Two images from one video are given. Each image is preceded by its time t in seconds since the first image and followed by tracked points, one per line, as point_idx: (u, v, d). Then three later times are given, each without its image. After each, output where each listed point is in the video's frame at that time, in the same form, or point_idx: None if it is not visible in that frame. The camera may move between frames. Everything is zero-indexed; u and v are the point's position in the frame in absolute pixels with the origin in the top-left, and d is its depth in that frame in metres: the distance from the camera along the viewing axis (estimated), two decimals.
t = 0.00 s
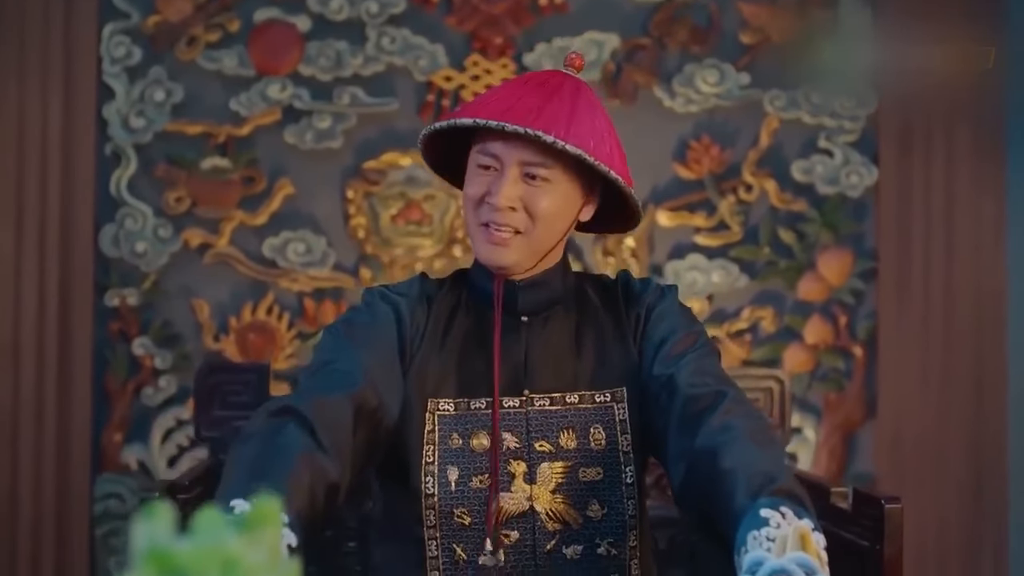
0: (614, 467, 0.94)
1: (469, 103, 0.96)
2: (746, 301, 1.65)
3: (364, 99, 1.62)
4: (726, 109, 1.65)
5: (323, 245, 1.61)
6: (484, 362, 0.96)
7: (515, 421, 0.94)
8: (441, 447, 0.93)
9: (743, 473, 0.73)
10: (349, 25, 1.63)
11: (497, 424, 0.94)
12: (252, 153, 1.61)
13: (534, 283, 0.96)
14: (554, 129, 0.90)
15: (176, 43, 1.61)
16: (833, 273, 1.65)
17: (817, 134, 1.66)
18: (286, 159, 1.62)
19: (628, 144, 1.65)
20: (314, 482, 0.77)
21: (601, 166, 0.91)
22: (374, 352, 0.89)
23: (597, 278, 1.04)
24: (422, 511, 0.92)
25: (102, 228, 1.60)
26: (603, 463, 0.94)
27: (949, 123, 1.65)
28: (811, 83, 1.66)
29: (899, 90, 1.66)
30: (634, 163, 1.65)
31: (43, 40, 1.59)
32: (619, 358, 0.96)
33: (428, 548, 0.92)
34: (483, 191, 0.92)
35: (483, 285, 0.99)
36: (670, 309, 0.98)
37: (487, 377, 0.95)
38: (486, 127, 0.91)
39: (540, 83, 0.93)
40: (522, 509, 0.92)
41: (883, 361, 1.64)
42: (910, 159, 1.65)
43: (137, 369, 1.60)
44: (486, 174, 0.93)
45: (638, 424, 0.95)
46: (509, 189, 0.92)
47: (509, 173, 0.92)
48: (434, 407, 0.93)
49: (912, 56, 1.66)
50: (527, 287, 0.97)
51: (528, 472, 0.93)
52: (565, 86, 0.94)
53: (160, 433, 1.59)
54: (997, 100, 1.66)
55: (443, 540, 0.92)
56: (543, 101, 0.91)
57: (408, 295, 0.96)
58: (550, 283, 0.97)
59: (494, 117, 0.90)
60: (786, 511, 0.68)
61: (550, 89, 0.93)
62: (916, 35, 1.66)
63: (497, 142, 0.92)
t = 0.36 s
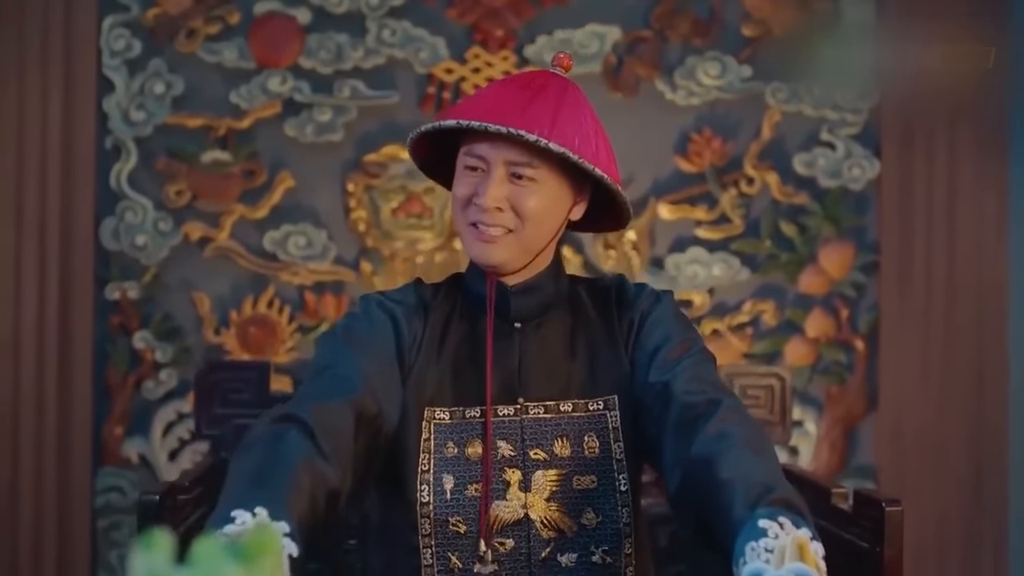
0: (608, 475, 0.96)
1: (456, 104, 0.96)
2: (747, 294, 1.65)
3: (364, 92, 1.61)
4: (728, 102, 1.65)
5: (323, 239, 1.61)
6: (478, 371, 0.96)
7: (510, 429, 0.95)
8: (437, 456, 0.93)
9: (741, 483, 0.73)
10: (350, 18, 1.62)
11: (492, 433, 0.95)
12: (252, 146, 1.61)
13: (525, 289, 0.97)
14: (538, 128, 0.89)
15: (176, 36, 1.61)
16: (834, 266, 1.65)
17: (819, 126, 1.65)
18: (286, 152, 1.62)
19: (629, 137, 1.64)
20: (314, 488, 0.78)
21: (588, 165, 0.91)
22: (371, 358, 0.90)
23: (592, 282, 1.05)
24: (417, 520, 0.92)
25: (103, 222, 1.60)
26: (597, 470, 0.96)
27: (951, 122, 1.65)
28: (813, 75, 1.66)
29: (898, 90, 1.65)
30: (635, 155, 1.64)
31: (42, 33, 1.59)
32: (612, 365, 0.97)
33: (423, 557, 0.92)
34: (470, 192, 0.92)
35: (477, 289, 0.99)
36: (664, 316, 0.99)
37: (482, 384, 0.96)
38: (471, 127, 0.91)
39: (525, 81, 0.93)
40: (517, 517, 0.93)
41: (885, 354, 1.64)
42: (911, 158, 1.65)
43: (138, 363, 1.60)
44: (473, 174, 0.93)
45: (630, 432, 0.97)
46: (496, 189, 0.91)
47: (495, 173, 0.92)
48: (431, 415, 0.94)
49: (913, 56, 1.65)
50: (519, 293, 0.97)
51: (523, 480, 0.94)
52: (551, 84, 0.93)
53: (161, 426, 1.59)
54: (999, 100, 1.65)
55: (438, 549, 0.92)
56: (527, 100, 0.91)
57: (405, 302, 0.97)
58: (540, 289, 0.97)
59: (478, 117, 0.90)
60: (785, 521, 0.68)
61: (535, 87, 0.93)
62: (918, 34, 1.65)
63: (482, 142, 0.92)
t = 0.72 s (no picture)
0: (614, 482, 0.95)
1: (462, 113, 0.95)
2: (749, 288, 1.65)
3: (366, 85, 1.61)
4: (730, 95, 1.64)
5: (325, 232, 1.61)
6: (485, 379, 0.96)
7: (517, 437, 0.94)
8: (444, 464, 0.93)
9: (745, 493, 0.73)
10: (351, 11, 1.61)
11: (498, 441, 0.94)
12: (254, 140, 1.61)
13: (532, 297, 0.96)
14: (545, 137, 0.89)
15: (177, 29, 1.60)
16: (837, 260, 1.65)
17: (822, 120, 1.65)
18: (288, 145, 1.61)
19: (632, 130, 1.64)
20: (314, 499, 0.79)
21: (595, 174, 0.90)
22: (376, 365, 0.90)
23: (598, 283, 1.04)
24: (424, 529, 0.92)
25: (104, 215, 1.60)
26: (603, 478, 0.95)
27: (954, 121, 1.64)
28: (817, 68, 1.65)
29: (901, 89, 1.64)
30: (638, 147, 1.64)
31: (42, 26, 1.58)
32: (618, 372, 0.96)
33: (430, 565, 0.92)
34: (477, 200, 0.92)
35: (483, 295, 0.98)
36: (671, 321, 0.98)
37: (487, 392, 0.95)
38: (477, 136, 0.90)
39: (532, 90, 0.93)
40: (524, 526, 0.93)
41: (887, 348, 1.64)
42: (914, 157, 1.64)
43: (140, 357, 1.60)
44: (479, 183, 0.92)
45: (636, 438, 0.96)
46: (502, 198, 0.91)
47: (501, 182, 0.91)
48: (437, 423, 0.94)
49: (914, 56, 1.65)
50: (526, 301, 0.96)
51: (529, 488, 0.93)
52: (558, 93, 0.93)
53: (163, 420, 1.60)
54: (1002, 99, 1.64)
55: (445, 557, 0.92)
56: (534, 108, 0.91)
57: (410, 308, 0.96)
58: (548, 296, 0.97)
59: (483, 127, 0.90)
60: (788, 532, 0.70)
61: (542, 96, 0.92)
62: (920, 33, 1.65)
63: (489, 151, 0.92)
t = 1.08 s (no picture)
0: (615, 489, 0.95)
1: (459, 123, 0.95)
2: (750, 281, 1.65)
3: (367, 78, 1.60)
4: (733, 88, 1.64)
5: (326, 226, 1.61)
6: (486, 385, 0.96)
7: (517, 444, 0.94)
8: (444, 471, 0.93)
9: (746, 504, 0.75)
10: (352, 3, 1.61)
11: (499, 447, 0.94)
12: (254, 133, 1.60)
13: (532, 304, 0.96)
14: (539, 145, 0.89)
15: (177, 22, 1.60)
16: (838, 254, 1.65)
17: (824, 112, 1.64)
18: (289, 138, 1.61)
19: (634, 123, 1.64)
20: (316, 510, 0.81)
21: (591, 181, 0.90)
22: (379, 371, 0.91)
23: (600, 288, 1.03)
24: (425, 535, 0.93)
25: (105, 209, 1.59)
26: (604, 484, 0.95)
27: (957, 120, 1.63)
28: (820, 61, 1.64)
29: (903, 91, 1.64)
30: (639, 140, 1.64)
31: (42, 19, 1.58)
32: (618, 379, 0.97)
33: (431, 570, 0.93)
34: (475, 208, 0.92)
35: (485, 302, 0.98)
36: (674, 327, 0.97)
37: (488, 399, 0.95)
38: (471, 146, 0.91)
39: (527, 99, 0.93)
40: (525, 532, 0.93)
41: (888, 344, 1.64)
42: (918, 158, 1.63)
43: (141, 350, 1.61)
44: (477, 191, 0.92)
45: (636, 444, 0.96)
46: (500, 206, 0.91)
47: (499, 191, 0.91)
48: (438, 430, 0.94)
49: (915, 57, 1.64)
50: (527, 309, 0.96)
51: (530, 495, 0.94)
52: (554, 101, 0.93)
53: (165, 414, 1.60)
54: (1003, 101, 1.63)
55: (446, 563, 0.93)
56: (528, 117, 0.91)
57: (412, 314, 0.97)
58: (550, 302, 0.96)
59: (477, 136, 0.90)
60: (789, 543, 0.72)
61: (537, 104, 0.92)
62: (921, 34, 1.64)
63: (486, 160, 0.92)
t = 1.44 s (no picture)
0: (620, 490, 0.96)
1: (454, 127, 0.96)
2: (752, 269, 1.65)
3: (368, 66, 1.60)
4: (735, 75, 1.63)
5: (328, 214, 1.61)
6: (489, 387, 0.96)
7: (521, 445, 0.95)
8: (448, 473, 0.94)
9: (749, 509, 0.78)
10: None
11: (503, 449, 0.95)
12: (255, 121, 1.60)
13: (534, 305, 0.96)
14: (532, 147, 0.89)
15: (178, 9, 1.59)
16: (840, 242, 1.65)
17: (827, 100, 1.64)
18: (290, 126, 1.60)
19: (637, 111, 1.63)
20: (319, 516, 0.81)
21: (586, 180, 0.90)
22: (381, 375, 0.91)
23: (604, 287, 1.04)
24: (429, 537, 0.93)
25: (106, 197, 1.59)
26: (608, 485, 0.96)
27: (959, 119, 1.62)
28: (822, 49, 1.64)
29: (903, 91, 1.63)
30: (642, 127, 1.63)
31: (42, 6, 1.57)
32: (623, 380, 0.97)
33: (435, 572, 0.93)
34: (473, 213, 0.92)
35: (489, 304, 0.98)
36: (679, 328, 0.98)
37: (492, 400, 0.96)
38: (465, 151, 0.91)
39: (520, 100, 0.93)
40: (530, 534, 0.94)
41: (889, 332, 1.64)
42: (920, 151, 1.62)
43: (143, 338, 1.61)
44: (474, 195, 0.92)
45: (640, 446, 0.97)
46: (497, 209, 0.91)
47: (495, 194, 0.91)
48: (442, 431, 0.95)
49: (914, 54, 1.63)
50: (529, 310, 0.96)
51: (534, 496, 0.95)
52: (547, 101, 0.93)
53: (167, 402, 1.61)
54: (1004, 100, 1.62)
55: (451, 564, 0.93)
56: (521, 119, 0.91)
57: (415, 316, 0.97)
58: (553, 303, 0.97)
59: (470, 142, 0.90)
60: (791, 549, 0.74)
61: (530, 105, 0.92)
62: (921, 31, 1.63)
63: (482, 163, 0.92)
